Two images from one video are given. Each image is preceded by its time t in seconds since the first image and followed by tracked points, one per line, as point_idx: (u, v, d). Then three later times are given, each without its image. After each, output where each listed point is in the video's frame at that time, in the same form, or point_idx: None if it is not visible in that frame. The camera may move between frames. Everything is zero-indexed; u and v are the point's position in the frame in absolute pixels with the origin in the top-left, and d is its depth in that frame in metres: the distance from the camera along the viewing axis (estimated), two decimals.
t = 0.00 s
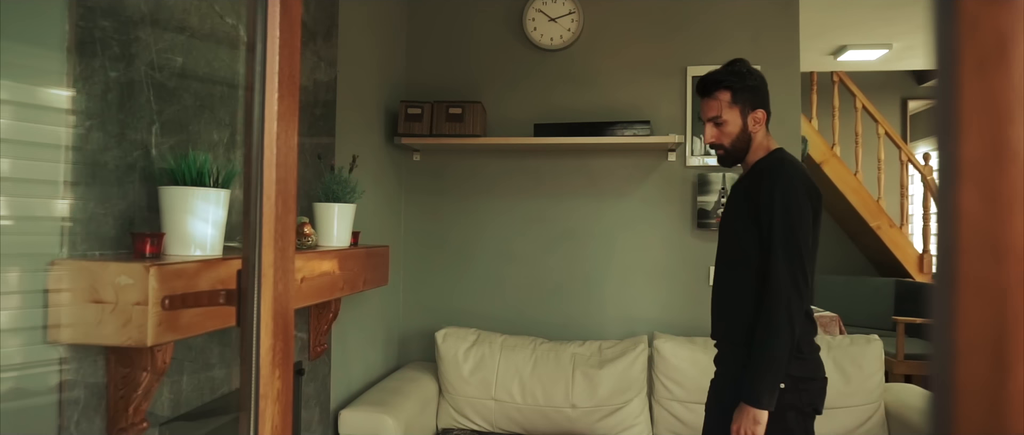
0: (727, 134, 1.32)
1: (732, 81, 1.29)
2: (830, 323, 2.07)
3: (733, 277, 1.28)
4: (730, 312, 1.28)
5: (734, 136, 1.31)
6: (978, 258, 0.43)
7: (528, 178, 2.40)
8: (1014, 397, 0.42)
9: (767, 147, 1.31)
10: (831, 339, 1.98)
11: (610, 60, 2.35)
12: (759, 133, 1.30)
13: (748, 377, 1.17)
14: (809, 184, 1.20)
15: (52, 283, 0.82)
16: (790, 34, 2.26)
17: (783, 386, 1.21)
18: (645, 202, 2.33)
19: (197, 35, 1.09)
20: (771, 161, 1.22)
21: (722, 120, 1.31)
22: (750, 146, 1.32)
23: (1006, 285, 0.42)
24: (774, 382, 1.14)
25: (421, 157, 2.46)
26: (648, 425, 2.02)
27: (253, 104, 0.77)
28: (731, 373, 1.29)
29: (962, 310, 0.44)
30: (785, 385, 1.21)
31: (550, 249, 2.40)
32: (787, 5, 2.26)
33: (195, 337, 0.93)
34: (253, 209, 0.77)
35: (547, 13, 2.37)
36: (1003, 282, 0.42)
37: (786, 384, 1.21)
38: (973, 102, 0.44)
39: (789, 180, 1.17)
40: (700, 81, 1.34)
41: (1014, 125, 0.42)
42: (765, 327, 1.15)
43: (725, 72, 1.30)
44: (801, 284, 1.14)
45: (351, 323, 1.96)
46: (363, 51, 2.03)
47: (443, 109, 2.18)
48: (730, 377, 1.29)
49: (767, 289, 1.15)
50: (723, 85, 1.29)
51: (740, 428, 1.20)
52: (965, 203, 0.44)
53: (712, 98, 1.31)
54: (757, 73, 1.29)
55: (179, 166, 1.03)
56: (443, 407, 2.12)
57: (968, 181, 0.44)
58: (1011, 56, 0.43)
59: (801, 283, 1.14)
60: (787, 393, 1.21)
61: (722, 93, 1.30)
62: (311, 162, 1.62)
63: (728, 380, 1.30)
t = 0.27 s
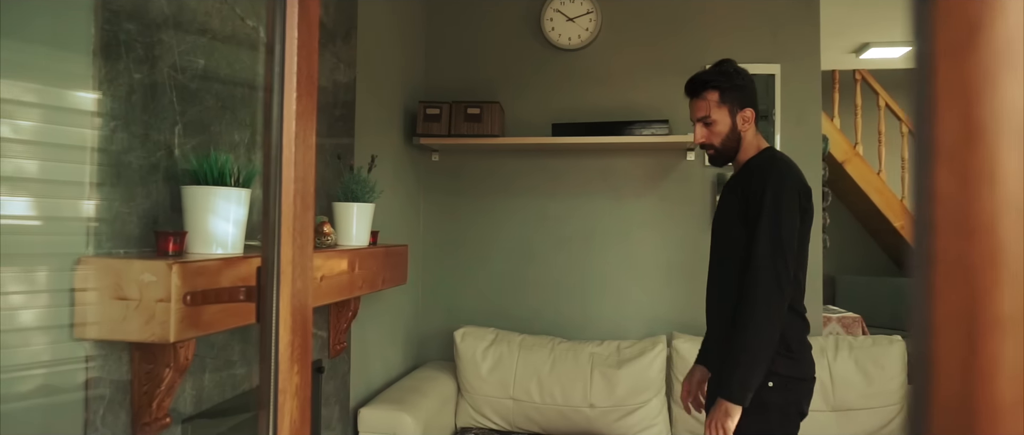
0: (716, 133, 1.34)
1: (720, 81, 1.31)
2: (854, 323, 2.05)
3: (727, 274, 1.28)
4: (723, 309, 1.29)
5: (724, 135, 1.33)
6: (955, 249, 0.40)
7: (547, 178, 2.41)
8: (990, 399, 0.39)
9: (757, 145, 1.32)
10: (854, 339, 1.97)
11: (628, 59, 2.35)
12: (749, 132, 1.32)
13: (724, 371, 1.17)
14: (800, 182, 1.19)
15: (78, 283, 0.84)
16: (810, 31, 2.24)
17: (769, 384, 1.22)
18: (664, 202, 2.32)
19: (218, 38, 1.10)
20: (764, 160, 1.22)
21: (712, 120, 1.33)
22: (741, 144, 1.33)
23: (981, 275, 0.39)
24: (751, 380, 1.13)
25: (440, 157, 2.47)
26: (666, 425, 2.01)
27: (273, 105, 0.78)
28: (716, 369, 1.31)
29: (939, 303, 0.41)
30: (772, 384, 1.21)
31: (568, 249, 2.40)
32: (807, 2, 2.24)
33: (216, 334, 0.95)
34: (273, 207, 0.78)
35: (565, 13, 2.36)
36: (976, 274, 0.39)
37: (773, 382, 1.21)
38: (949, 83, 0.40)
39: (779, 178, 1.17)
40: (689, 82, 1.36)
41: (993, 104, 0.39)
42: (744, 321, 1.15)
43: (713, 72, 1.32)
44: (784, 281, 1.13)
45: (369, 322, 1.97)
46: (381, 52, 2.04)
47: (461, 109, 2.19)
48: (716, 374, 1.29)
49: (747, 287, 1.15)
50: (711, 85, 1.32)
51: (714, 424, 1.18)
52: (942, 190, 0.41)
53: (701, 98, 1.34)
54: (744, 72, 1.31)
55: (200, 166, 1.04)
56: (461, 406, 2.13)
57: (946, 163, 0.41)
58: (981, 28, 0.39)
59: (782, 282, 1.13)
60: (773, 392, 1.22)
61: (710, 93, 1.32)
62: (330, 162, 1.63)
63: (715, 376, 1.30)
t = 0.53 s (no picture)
0: (711, 133, 1.34)
1: (714, 81, 1.31)
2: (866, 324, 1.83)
3: (724, 273, 1.30)
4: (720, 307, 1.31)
5: (719, 135, 1.33)
6: (949, 235, 0.35)
7: (563, 176, 2.41)
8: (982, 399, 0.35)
9: (752, 145, 1.32)
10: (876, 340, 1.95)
11: (646, 57, 2.34)
12: (744, 132, 1.32)
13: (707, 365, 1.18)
14: (801, 185, 1.21)
15: (102, 281, 0.86)
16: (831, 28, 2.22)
17: (763, 379, 1.23)
18: (683, 200, 2.31)
19: (238, 38, 1.11)
20: (762, 160, 1.24)
21: (706, 120, 1.33)
22: (737, 144, 1.33)
23: (973, 263, 0.35)
24: (734, 372, 1.14)
25: (458, 156, 2.49)
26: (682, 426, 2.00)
27: (291, 103, 0.79)
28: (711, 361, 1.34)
29: (933, 295, 0.36)
30: (767, 379, 1.23)
31: (586, 249, 2.40)
32: None
33: (234, 331, 0.95)
34: (291, 203, 0.79)
35: (582, 12, 2.36)
36: (968, 262, 0.35)
37: (768, 378, 1.23)
38: (940, 45, 0.36)
39: (779, 178, 1.19)
40: (683, 83, 1.36)
41: (985, 69, 0.34)
42: (729, 316, 1.16)
43: (707, 72, 1.32)
44: (775, 278, 1.15)
45: (387, 320, 1.99)
46: (399, 51, 2.05)
47: (479, 108, 2.19)
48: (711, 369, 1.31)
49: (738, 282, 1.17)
50: (705, 85, 1.31)
51: (688, 416, 1.18)
52: (934, 165, 0.36)
53: (695, 98, 1.33)
54: (736, 71, 1.31)
55: (220, 165, 1.06)
56: (479, 404, 2.13)
57: (936, 134, 0.36)
58: None
59: (772, 278, 1.15)
60: (767, 387, 1.23)
61: (703, 93, 1.32)
62: (349, 161, 1.64)
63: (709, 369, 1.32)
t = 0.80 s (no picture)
0: (711, 132, 1.33)
1: (711, 79, 1.30)
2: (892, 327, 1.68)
3: (725, 275, 1.29)
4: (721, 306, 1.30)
5: (718, 134, 1.32)
6: (961, 179, 0.34)
7: (581, 174, 2.40)
8: (1001, 352, 0.33)
9: (753, 143, 1.31)
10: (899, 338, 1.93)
11: (665, 54, 2.33)
12: (743, 130, 1.31)
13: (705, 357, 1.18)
14: (807, 186, 1.20)
15: (125, 279, 0.87)
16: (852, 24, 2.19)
17: (764, 373, 1.22)
18: (701, 198, 2.29)
19: (258, 37, 1.13)
20: (768, 159, 1.23)
21: (705, 119, 1.32)
22: (738, 142, 1.32)
23: (989, 211, 0.33)
24: (734, 360, 1.14)
25: (476, 155, 2.49)
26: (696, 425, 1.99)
27: (308, 99, 0.80)
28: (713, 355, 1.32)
29: (945, 249, 0.34)
30: (768, 373, 1.22)
31: (604, 247, 2.39)
32: None
33: (254, 326, 0.96)
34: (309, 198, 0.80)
35: (600, 10, 2.36)
36: (982, 214, 0.33)
37: (769, 371, 1.22)
38: None
39: (785, 177, 1.19)
40: (680, 82, 1.35)
41: (999, 6, 0.33)
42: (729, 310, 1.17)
43: (704, 71, 1.31)
44: (777, 273, 1.15)
45: (405, 317, 1.99)
46: (418, 50, 2.07)
47: (497, 106, 2.20)
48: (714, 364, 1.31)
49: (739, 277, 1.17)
50: (703, 84, 1.30)
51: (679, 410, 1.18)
52: (947, 113, 0.34)
53: (693, 97, 1.33)
54: (733, 68, 1.30)
55: (240, 163, 1.07)
56: (497, 402, 2.14)
57: (948, 75, 0.34)
58: None
59: (772, 274, 1.15)
60: (767, 380, 1.22)
61: (702, 92, 1.31)
62: (368, 159, 1.65)
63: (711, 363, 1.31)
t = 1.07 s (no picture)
0: (713, 130, 1.31)
1: (711, 77, 1.28)
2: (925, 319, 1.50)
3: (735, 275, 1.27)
4: (729, 306, 1.29)
5: (720, 132, 1.30)
6: (973, 123, 0.34)
7: (603, 171, 2.40)
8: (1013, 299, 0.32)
9: (756, 141, 1.30)
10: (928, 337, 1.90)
11: (687, 50, 2.31)
12: (746, 128, 1.29)
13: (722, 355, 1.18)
14: (812, 186, 1.19)
15: (152, 277, 0.89)
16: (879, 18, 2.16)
17: (769, 369, 1.21)
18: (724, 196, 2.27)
19: (281, 35, 1.14)
20: (774, 162, 1.21)
21: (706, 117, 1.31)
22: (739, 140, 1.30)
23: (998, 157, 0.33)
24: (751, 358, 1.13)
25: (497, 153, 2.50)
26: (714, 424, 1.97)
27: (331, 96, 0.81)
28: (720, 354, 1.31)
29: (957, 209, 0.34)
30: (772, 369, 1.21)
31: (626, 244, 2.38)
32: None
33: (278, 319, 0.97)
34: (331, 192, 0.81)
35: (622, 7, 2.35)
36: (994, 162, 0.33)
37: (773, 368, 1.21)
38: None
39: (790, 182, 1.17)
40: (682, 80, 1.34)
41: None
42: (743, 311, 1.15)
43: (705, 69, 1.30)
44: (788, 273, 1.14)
45: (428, 315, 2.00)
46: (440, 48, 2.07)
47: (518, 105, 2.20)
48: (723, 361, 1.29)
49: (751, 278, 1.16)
50: (704, 82, 1.29)
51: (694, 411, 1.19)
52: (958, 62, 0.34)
53: (694, 96, 1.31)
54: (734, 66, 1.29)
55: (262, 161, 1.08)
56: (519, 400, 2.14)
57: (960, 25, 0.34)
58: None
59: (783, 277, 1.14)
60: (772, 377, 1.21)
61: (703, 90, 1.30)
62: (390, 156, 1.67)
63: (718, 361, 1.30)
